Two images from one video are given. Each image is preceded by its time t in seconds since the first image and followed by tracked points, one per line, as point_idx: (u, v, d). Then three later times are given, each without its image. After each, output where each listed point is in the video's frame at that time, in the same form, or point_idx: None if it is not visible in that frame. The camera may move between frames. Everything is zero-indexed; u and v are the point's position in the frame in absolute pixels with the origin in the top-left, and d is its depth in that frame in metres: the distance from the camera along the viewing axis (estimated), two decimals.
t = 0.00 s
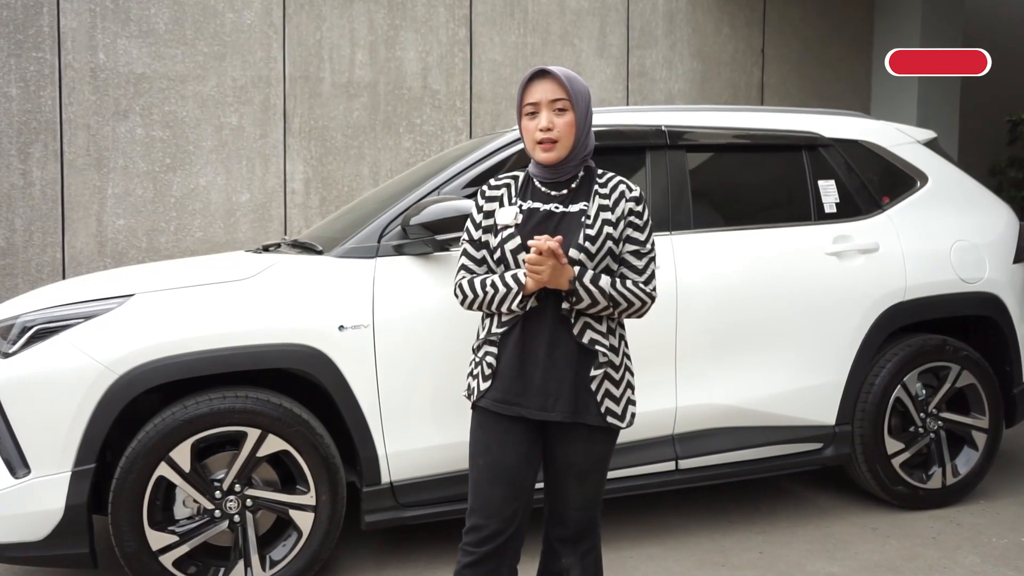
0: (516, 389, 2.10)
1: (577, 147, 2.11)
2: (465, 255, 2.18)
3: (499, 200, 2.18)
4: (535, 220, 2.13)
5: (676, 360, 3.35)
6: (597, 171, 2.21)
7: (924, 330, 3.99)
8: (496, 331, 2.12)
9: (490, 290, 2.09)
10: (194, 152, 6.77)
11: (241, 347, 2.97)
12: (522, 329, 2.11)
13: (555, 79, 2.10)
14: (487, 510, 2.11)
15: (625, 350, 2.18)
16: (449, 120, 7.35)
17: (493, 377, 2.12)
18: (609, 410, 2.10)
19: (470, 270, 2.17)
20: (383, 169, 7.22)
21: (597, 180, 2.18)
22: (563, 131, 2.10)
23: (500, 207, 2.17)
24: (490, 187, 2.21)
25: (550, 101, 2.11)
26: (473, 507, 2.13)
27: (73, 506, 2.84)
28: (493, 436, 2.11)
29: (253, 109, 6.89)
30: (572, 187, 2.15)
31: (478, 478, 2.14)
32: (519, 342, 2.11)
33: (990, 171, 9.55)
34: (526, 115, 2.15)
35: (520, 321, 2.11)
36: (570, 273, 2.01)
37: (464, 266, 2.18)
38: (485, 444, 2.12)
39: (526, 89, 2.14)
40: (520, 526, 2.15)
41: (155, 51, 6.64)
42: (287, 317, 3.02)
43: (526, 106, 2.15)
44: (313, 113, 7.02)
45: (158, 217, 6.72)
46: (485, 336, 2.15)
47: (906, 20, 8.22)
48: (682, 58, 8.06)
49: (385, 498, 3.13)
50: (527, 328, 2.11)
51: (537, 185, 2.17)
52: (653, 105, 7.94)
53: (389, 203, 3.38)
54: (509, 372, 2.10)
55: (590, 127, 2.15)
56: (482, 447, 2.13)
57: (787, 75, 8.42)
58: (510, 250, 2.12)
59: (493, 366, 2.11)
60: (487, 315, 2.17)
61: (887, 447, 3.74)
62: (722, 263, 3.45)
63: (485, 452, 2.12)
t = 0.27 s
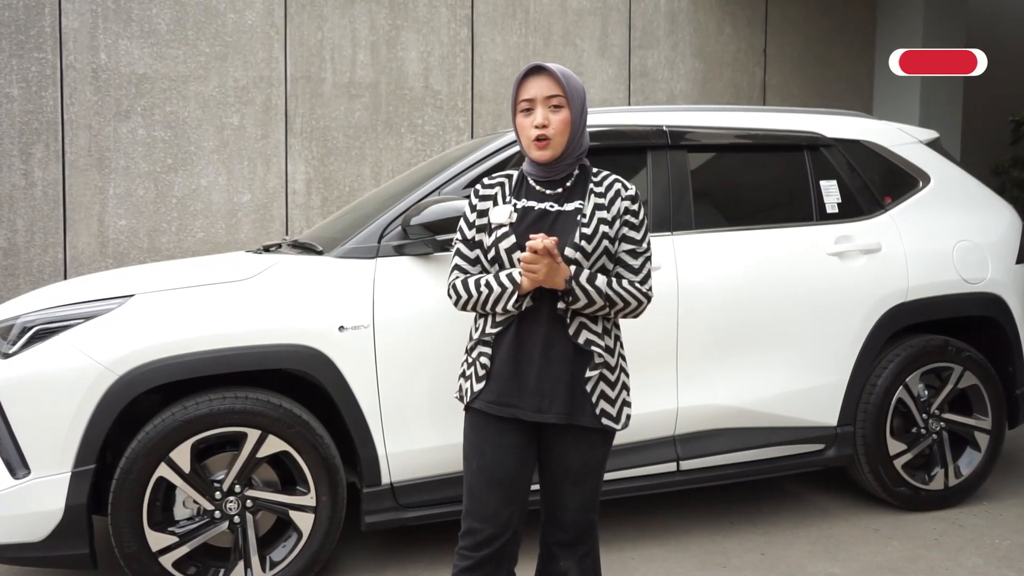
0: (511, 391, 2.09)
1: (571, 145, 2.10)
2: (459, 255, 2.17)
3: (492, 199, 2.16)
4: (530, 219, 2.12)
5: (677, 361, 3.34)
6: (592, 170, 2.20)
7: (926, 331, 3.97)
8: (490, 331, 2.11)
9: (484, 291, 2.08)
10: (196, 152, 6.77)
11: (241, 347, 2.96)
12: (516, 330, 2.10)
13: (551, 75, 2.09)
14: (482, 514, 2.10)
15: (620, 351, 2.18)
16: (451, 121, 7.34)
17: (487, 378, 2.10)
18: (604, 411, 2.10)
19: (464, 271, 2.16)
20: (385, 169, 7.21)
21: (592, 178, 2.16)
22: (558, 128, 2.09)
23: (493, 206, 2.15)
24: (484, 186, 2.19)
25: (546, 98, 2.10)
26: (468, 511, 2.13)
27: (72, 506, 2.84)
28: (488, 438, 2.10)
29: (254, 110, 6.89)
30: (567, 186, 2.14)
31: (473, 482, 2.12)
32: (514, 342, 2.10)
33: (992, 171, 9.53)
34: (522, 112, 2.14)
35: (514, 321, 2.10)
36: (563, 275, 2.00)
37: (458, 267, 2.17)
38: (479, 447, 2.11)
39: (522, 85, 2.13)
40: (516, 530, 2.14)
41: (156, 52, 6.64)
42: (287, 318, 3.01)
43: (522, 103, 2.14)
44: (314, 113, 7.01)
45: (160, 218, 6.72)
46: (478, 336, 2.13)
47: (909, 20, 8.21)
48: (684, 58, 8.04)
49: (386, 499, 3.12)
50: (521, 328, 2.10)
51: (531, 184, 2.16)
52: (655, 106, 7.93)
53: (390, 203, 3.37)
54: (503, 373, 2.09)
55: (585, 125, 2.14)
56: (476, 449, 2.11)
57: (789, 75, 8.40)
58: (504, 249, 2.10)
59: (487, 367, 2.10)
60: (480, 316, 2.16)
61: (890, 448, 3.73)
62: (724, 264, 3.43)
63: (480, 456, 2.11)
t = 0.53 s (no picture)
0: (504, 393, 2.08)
1: (564, 143, 2.10)
2: (451, 256, 2.16)
3: (485, 199, 2.16)
4: (523, 220, 2.11)
5: (679, 362, 3.34)
6: (585, 168, 2.19)
7: (928, 332, 3.97)
8: (483, 332, 2.10)
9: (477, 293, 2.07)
10: (198, 153, 6.78)
11: (242, 348, 2.96)
12: (510, 332, 2.10)
13: (546, 73, 2.09)
14: (477, 517, 2.10)
15: (614, 353, 2.17)
16: (452, 121, 7.34)
17: (480, 380, 2.10)
18: (598, 414, 2.10)
19: (456, 272, 2.16)
20: (387, 169, 7.22)
21: (585, 177, 2.16)
22: (551, 127, 2.09)
23: (486, 206, 2.15)
24: (475, 186, 2.18)
25: (540, 96, 2.10)
26: (464, 513, 2.12)
27: (74, 506, 2.84)
28: (482, 440, 2.10)
29: (256, 110, 6.89)
30: (560, 185, 2.13)
31: (467, 485, 2.12)
32: (507, 344, 2.09)
33: (994, 171, 9.52)
34: (515, 109, 2.13)
35: (508, 323, 2.10)
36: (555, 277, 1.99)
37: (450, 268, 2.17)
38: (473, 449, 2.11)
39: (516, 83, 2.13)
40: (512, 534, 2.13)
41: (158, 52, 6.65)
42: (289, 318, 3.01)
43: (515, 101, 2.13)
44: (316, 113, 7.01)
45: (162, 218, 6.73)
46: (471, 337, 2.13)
47: (911, 21, 8.20)
48: (686, 59, 8.04)
49: (388, 500, 3.12)
50: (515, 330, 2.10)
51: (523, 183, 2.15)
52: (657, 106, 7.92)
53: (392, 203, 3.37)
54: (497, 375, 2.09)
55: (578, 124, 2.14)
56: (470, 451, 2.11)
57: (791, 76, 8.39)
58: (497, 250, 2.10)
59: (481, 368, 2.10)
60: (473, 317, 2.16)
61: (892, 449, 3.72)
62: (725, 265, 3.43)
63: (474, 459, 2.11)
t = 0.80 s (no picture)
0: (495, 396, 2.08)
1: (554, 142, 2.09)
2: (440, 258, 2.16)
3: (474, 200, 2.16)
4: (512, 221, 2.10)
5: (681, 363, 3.35)
6: (575, 168, 2.19)
7: (930, 333, 3.98)
8: (473, 335, 2.10)
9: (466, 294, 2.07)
10: (201, 153, 6.79)
11: (246, 348, 2.98)
12: (500, 334, 2.09)
13: (535, 71, 2.08)
14: (472, 519, 2.10)
15: (605, 355, 2.17)
16: (455, 122, 7.35)
17: (471, 384, 2.09)
18: (590, 416, 2.09)
19: (445, 274, 2.15)
20: (389, 170, 7.23)
21: (575, 177, 2.15)
22: (541, 125, 2.08)
23: (475, 207, 2.15)
24: (464, 187, 2.18)
25: (529, 94, 2.09)
26: (458, 516, 2.12)
27: (78, 506, 2.85)
28: (473, 444, 2.09)
29: (259, 111, 6.90)
30: (549, 185, 2.13)
31: (460, 488, 2.12)
32: (497, 346, 2.09)
33: (996, 172, 9.51)
34: (504, 107, 2.12)
35: (497, 325, 2.09)
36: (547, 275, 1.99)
37: (439, 270, 2.16)
38: (465, 452, 2.11)
39: (505, 81, 2.12)
40: (506, 538, 2.12)
41: (162, 53, 6.67)
42: (292, 319, 3.02)
43: (504, 99, 2.12)
44: (319, 114, 7.03)
45: (165, 219, 6.74)
46: (461, 340, 2.12)
47: (913, 22, 8.20)
48: (688, 60, 8.04)
49: (391, 500, 3.13)
50: (504, 332, 2.10)
51: (513, 184, 2.14)
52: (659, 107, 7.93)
53: (395, 204, 3.39)
54: (487, 378, 2.08)
55: (568, 123, 2.13)
56: (463, 454, 2.11)
57: (793, 77, 8.39)
58: (486, 251, 2.09)
59: (470, 371, 2.09)
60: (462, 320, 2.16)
61: (894, 449, 3.73)
62: (728, 266, 3.44)
63: (466, 462, 2.10)
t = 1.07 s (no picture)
0: (480, 401, 2.08)
1: (540, 145, 2.08)
2: (424, 261, 2.14)
3: (459, 203, 2.14)
4: (497, 224, 2.09)
5: (684, 364, 3.37)
6: (561, 170, 2.18)
7: (932, 334, 3.99)
8: (457, 339, 2.10)
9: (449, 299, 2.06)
10: (204, 155, 6.81)
11: (252, 349, 2.99)
12: (484, 339, 2.09)
13: (521, 73, 2.06)
14: (463, 523, 2.10)
15: (592, 358, 2.16)
16: (457, 124, 7.36)
17: (455, 388, 2.09)
18: (576, 420, 2.08)
19: (429, 277, 2.14)
20: (392, 171, 7.25)
21: (561, 179, 2.14)
22: (526, 128, 2.06)
23: (460, 211, 2.12)
24: (450, 189, 2.16)
25: (514, 96, 2.07)
26: (449, 519, 2.12)
27: (85, 505, 2.87)
28: (460, 448, 2.09)
29: (263, 112, 6.92)
30: (535, 187, 2.11)
31: (451, 492, 2.12)
32: (481, 350, 2.08)
33: (997, 173, 9.52)
34: (489, 109, 2.10)
35: (481, 329, 2.09)
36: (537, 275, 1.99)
37: (424, 273, 2.14)
38: (453, 457, 2.10)
39: (491, 82, 2.10)
40: (498, 541, 2.12)
41: (166, 55, 6.69)
42: (297, 320, 3.04)
43: (490, 101, 2.10)
44: (322, 116, 7.05)
45: (169, 220, 6.77)
46: (445, 344, 2.12)
47: (915, 23, 8.21)
48: (690, 61, 8.06)
49: (395, 500, 3.15)
50: (488, 336, 2.09)
51: (499, 186, 2.13)
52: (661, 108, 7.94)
53: (398, 206, 3.41)
54: (472, 382, 2.08)
55: (554, 126, 2.11)
56: (451, 458, 2.11)
57: (795, 79, 8.40)
58: (471, 253, 2.08)
59: (455, 375, 2.09)
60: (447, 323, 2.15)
61: (896, 450, 3.74)
62: (730, 268, 3.46)
63: (454, 466, 2.10)
